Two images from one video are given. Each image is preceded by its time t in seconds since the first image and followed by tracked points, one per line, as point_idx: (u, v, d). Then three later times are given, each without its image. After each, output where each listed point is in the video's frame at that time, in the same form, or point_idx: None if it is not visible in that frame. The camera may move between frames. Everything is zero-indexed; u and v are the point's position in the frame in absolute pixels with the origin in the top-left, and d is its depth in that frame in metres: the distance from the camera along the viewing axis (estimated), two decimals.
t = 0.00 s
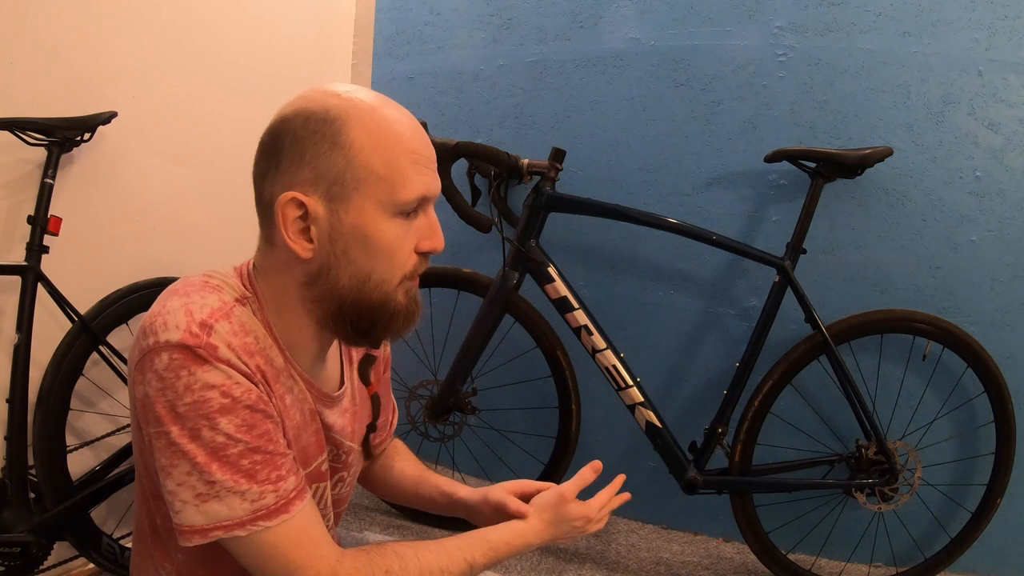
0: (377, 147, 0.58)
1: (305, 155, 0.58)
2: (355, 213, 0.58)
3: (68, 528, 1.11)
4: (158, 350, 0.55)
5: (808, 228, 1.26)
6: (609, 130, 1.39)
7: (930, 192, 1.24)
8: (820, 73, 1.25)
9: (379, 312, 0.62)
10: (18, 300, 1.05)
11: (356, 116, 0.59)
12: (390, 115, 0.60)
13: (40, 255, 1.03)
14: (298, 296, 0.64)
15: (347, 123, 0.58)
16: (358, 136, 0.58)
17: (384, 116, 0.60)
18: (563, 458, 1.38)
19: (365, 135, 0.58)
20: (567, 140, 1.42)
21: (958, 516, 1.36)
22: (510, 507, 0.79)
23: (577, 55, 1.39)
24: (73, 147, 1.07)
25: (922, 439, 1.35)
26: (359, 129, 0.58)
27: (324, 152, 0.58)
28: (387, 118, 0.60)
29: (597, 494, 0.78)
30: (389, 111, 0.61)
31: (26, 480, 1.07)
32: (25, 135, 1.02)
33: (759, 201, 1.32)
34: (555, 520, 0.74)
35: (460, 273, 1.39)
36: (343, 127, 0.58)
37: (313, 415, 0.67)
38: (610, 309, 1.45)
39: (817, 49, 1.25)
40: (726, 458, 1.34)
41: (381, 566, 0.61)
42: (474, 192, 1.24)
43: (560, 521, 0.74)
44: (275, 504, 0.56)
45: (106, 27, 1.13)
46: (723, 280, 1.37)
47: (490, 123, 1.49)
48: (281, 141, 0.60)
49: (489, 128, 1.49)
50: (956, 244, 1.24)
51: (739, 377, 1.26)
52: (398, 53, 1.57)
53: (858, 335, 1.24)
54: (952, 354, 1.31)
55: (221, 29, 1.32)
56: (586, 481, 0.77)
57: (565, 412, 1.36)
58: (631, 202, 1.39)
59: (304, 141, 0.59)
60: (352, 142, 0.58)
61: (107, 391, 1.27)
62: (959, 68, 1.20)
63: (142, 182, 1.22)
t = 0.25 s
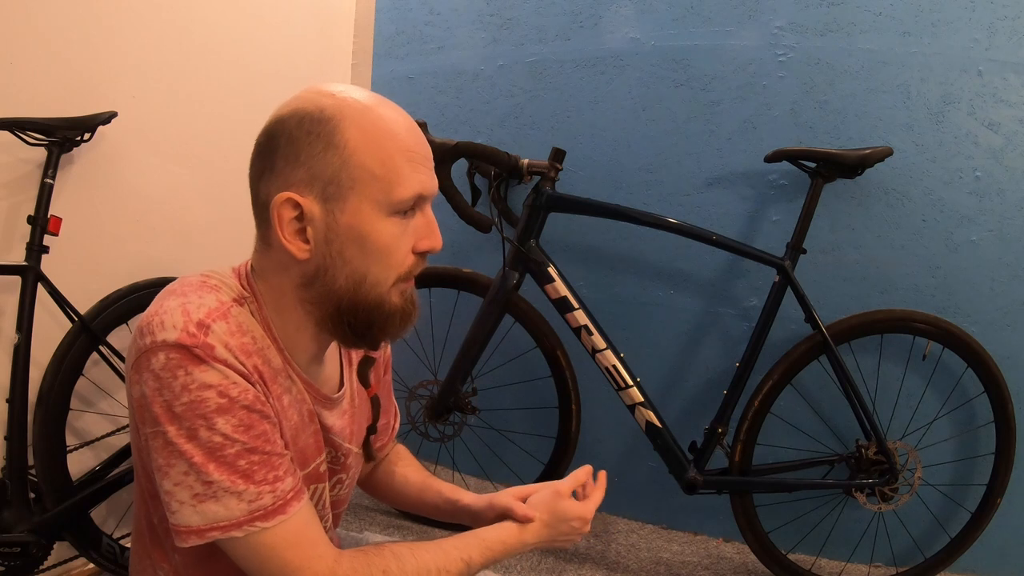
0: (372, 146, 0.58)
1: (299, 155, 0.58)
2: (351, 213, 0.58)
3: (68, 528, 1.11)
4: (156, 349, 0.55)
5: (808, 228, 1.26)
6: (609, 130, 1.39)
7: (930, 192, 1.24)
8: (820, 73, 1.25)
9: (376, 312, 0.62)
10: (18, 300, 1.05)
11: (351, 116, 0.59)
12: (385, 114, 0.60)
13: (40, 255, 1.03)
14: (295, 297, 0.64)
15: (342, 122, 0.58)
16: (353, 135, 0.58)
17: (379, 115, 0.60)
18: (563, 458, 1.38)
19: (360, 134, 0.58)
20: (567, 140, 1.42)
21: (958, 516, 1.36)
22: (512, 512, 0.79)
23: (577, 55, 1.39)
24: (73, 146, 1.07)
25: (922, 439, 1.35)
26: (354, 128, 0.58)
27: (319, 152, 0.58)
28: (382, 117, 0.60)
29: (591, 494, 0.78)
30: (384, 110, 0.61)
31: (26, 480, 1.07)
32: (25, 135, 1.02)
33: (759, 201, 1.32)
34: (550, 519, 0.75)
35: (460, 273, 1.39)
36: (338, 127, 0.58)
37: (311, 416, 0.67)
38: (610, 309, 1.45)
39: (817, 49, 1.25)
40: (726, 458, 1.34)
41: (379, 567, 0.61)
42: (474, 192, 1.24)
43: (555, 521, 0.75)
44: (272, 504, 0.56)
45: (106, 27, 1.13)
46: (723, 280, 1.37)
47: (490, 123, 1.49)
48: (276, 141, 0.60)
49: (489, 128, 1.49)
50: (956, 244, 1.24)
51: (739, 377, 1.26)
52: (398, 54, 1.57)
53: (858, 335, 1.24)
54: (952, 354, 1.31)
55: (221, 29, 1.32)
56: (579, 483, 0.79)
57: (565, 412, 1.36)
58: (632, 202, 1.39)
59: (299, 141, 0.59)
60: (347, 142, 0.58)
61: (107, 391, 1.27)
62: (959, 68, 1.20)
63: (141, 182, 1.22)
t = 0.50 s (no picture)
0: (368, 144, 0.58)
1: (296, 154, 0.58)
2: (348, 211, 0.58)
3: (68, 528, 1.11)
4: (153, 351, 0.55)
5: (808, 228, 1.26)
6: (609, 130, 1.39)
7: (930, 192, 1.24)
8: (820, 73, 1.25)
9: (374, 311, 0.62)
10: (18, 300, 1.05)
11: (347, 114, 0.59)
12: (382, 112, 0.60)
13: (40, 255, 1.03)
14: (293, 296, 0.64)
15: (338, 121, 0.58)
16: (349, 133, 0.58)
17: (375, 113, 0.60)
18: (563, 458, 1.38)
19: (356, 132, 0.58)
20: (567, 140, 1.42)
21: (958, 516, 1.36)
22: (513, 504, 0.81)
23: (577, 55, 1.39)
24: (73, 146, 1.07)
25: (922, 439, 1.35)
26: (351, 126, 0.58)
27: (315, 151, 0.58)
28: (379, 115, 0.60)
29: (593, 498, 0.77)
30: (381, 108, 0.61)
31: (26, 480, 1.07)
32: (25, 135, 1.02)
33: (760, 201, 1.32)
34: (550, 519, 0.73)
35: (460, 273, 1.39)
36: (335, 125, 0.58)
37: (310, 416, 0.67)
38: (610, 309, 1.45)
39: (817, 49, 1.25)
40: (726, 458, 1.34)
41: (378, 567, 0.61)
42: (474, 192, 1.24)
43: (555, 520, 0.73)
44: (270, 506, 0.56)
45: (106, 27, 1.13)
46: (723, 280, 1.37)
47: (490, 123, 1.49)
48: (272, 141, 0.60)
49: (489, 128, 1.49)
50: (956, 244, 1.24)
51: (739, 377, 1.26)
52: (398, 54, 1.57)
53: (858, 335, 1.24)
54: (952, 354, 1.31)
55: (221, 29, 1.32)
56: (579, 483, 0.77)
57: (565, 412, 1.36)
58: (632, 202, 1.39)
59: (295, 140, 0.59)
60: (343, 140, 0.58)
61: (107, 391, 1.27)
62: (959, 68, 1.20)
63: (141, 182, 1.22)
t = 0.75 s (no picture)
0: (372, 146, 0.58)
1: (299, 154, 0.58)
2: (350, 213, 0.58)
3: (68, 528, 1.11)
4: (152, 350, 0.55)
5: (808, 228, 1.26)
6: (609, 130, 1.39)
7: (930, 192, 1.24)
8: (820, 73, 1.25)
9: (374, 313, 0.62)
10: (18, 300, 1.05)
11: (351, 115, 0.59)
12: (386, 114, 0.60)
13: (40, 255, 1.03)
14: (294, 297, 0.64)
15: (342, 121, 0.58)
16: (353, 134, 0.58)
17: (379, 115, 0.60)
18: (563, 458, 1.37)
19: (360, 133, 0.58)
20: (567, 140, 1.42)
21: (958, 516, 1.36)
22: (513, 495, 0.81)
23: (577, 55, 1.39)
24: (73, 147, 1.07)
25: (922, 439, 1.35)
26: (355, 128, 0.58)
27: (318, 151, 0.58)
28: (383, 117, 0.60)
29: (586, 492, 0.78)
30: (385, 110, 0.61)
31: (26, 480, 1.07)
32: (25, 135, 1.02)
33: (760, 201, 1.32)
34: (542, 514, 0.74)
35: (460, 273, 1.39)
36: (338, 126, 0.58)
37: (309, 417, 0.67)
38: (610, 309, 1.45)
39: (817, 49, 1.25)
40: (726, 458, 1.34)
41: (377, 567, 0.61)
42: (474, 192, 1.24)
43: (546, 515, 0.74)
44: (268, 507, 0.56)
45: (106, 27, 1.13)
46: (723, 280, 1.37)
47: (490, 123, 1.49)
48: (276, 141, 0.60)
49: (489, 128, 1.49)
50: (956, 244, 1.24)
51: (739, 377, 1.26)
52: (398, 54, 1.57)
53: (858, 335, 1.24)
54: (952, 354, 1.31)
55: (221, 29, 1.32)
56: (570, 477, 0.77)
57: (565, 412, 1.36)
58: (632, 202, 1.39)
59: (299, 140, 0.59)
60: (347, 141, 0.58)
61: (107, 391, 1.27)
62: (959, 68, 1.20)
63: (141, 183, 1.22)
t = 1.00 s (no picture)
0: (372, 146, 0.58)
1: (298, 153, 0.58)
2: (349, 213, 0.58)
3: (68, 528, 1.11)
4: (153, 349, 0.55)
5: (808, 228, 1.26)
6: (609, 130, 1.39)
7: (930, 192, 1.24)
8: (820, 73, 1.25)
9: (371, 313, 0.62)
10: (18, 300, 1.05)
11: (351, 115, 0.59)
12: (386, 114, 0.60)
13: (40, 255, 1.03)
14: (291, 296, 0.64)
15: (342, 121, 0.58)
16: (353, 134, 0.58)
17: (379, 115, 0.60)
18: (563, 458, 1.37)
19: (360, 133, 0.58)
20: (567, 140, 1.42)
21: (958, 516, 1.36)
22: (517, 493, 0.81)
23: (577, 55, 1.39)
24: (73, 147, 1.07)
25: (923, 439, 1.35)
26: (354, 127, 0.58)
27: (318, 150, 0.58)
28: (384, 117, 0.60)
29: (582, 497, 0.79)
30: (386, 110, 0.60)
31: (26, 480, 1.07)
32: (25, 135, 1.02)
33: (760, 201, 1.32)
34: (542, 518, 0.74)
35: (460, 273, 1.39)
36: (338, 126, 0.58)
37: (308, 417, 0.67)
38: (610, 309, 1.45)
39: (817, 49, 1.25)
40: (726, 458, 1.34)
41: (378, 567, 0.61)
42: (474, 192, 1.24)
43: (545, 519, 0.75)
44: (269, 506, 0.56)
45: (106, 27, 1.13)
46: (723, 280, 1.37)
47: (490, 123, 1.49)
48: (276, 140, 0.60)
49: (489, 128, 1.49)
50: (956, 244, 1.24)
51: (739, 377, 1.26)
52: (398, 53, 1.57)
53: (858, 335, 1.24)
54: (952, 354, 1.31)
55: (221, 29, 1.32)
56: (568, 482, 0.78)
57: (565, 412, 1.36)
58: (632, 203, 1.39)
59: (299, 139, 0.59)
60: (346, 140, 0.58)
61: (107, 391, 1.27)
62: (959, 68, 1.20)
63: (141, 182, 1.22)
